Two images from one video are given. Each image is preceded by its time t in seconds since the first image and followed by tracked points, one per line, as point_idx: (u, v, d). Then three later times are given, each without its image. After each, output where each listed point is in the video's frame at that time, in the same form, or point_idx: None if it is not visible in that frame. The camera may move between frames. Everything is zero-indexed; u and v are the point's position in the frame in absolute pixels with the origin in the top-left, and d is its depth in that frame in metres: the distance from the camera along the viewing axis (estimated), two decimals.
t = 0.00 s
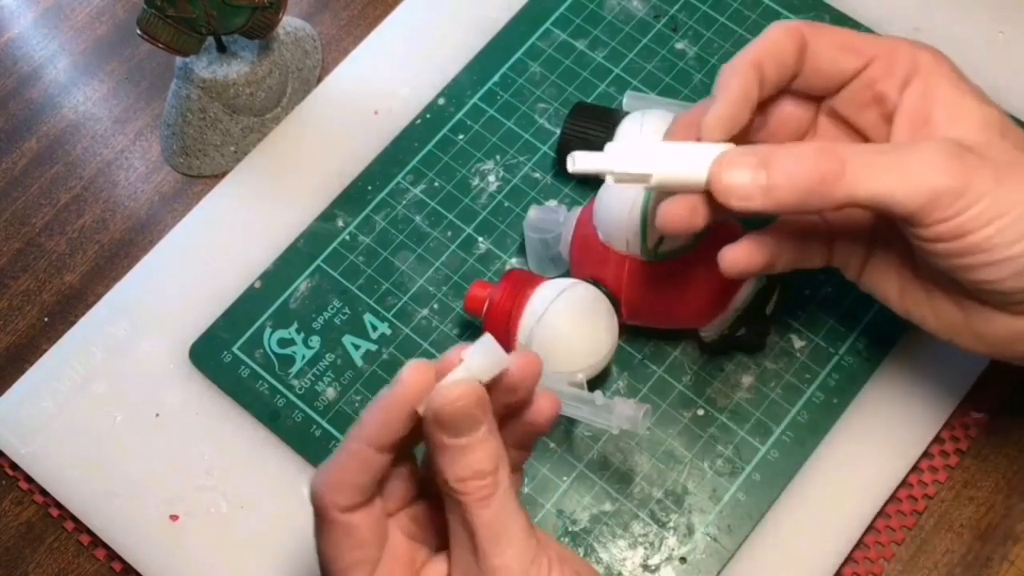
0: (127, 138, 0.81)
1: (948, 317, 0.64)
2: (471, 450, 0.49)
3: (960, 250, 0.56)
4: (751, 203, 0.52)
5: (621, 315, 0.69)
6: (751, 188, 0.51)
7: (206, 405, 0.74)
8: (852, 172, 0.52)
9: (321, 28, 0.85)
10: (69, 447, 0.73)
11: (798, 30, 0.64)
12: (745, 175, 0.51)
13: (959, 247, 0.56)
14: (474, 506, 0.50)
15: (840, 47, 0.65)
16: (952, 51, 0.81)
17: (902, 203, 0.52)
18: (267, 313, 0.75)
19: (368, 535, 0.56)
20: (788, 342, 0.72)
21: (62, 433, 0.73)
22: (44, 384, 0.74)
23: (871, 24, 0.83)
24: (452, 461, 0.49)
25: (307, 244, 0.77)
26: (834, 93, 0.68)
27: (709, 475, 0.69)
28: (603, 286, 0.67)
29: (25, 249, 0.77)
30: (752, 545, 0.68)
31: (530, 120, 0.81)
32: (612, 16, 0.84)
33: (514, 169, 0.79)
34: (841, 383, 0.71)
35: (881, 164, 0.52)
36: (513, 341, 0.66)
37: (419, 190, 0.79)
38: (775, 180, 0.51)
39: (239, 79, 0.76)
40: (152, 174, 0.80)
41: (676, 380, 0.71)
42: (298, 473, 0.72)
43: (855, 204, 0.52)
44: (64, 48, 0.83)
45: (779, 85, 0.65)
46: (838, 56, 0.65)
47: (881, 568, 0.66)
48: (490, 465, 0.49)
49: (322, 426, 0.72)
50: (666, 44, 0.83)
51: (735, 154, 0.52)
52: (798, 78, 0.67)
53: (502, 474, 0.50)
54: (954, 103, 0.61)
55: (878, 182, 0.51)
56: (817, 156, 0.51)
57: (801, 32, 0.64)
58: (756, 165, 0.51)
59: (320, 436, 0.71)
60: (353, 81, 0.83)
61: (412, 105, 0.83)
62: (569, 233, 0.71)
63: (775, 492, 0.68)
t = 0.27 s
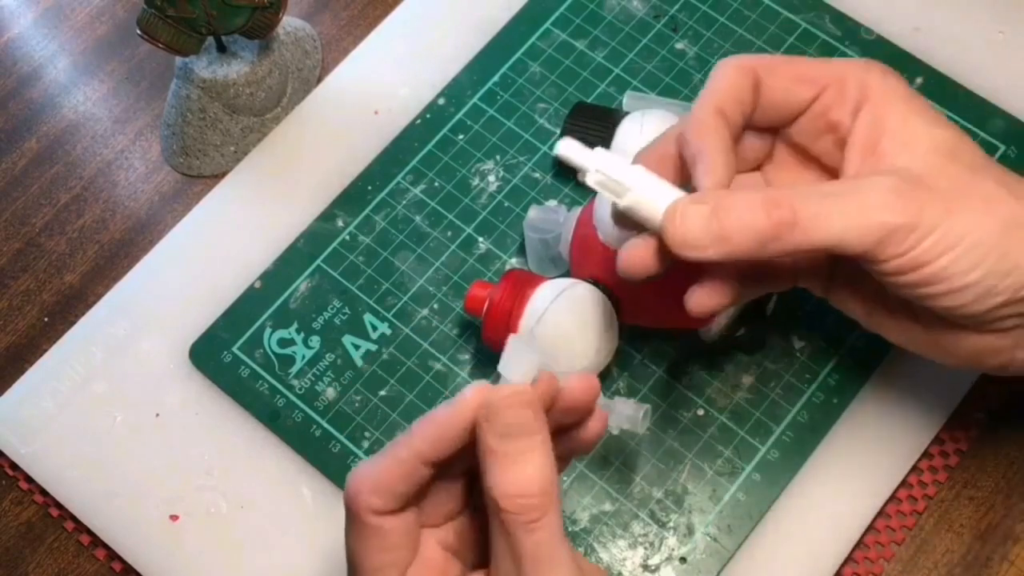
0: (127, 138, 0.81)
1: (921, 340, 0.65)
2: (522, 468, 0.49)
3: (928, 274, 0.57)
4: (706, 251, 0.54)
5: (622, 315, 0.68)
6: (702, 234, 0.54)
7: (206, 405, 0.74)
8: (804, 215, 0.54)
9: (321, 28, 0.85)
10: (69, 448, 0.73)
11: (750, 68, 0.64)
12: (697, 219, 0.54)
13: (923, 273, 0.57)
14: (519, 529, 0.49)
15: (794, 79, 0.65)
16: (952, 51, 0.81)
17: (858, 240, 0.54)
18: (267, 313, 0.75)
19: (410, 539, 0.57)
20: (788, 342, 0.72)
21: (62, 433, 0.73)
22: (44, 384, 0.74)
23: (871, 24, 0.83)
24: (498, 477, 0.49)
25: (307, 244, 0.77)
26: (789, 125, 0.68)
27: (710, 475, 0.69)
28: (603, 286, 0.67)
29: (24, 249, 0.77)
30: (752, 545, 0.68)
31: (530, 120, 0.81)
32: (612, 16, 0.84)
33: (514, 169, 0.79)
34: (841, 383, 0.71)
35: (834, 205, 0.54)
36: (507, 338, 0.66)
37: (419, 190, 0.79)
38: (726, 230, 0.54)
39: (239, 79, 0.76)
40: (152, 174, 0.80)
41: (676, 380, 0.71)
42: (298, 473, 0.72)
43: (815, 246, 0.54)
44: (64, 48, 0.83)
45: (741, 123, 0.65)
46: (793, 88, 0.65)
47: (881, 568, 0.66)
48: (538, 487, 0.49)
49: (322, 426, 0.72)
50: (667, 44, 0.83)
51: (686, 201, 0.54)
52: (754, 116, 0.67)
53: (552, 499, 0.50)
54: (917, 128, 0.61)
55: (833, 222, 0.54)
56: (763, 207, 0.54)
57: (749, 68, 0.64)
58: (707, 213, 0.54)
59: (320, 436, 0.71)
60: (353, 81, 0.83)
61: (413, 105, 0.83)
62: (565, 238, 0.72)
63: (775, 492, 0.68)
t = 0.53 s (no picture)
0: (127, 138, 0.81)
1: (918, 349, 0.65)
2: (536, 453, 0.53)
3: (924, 280, 0.57)
4: (687, 235, 0.55)
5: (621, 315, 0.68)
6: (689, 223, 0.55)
7: (206, 405, 0.74)
8: (786, 212, 0.55)
9: (321, 28, 0.85)
10: (69, 448, 0.73)
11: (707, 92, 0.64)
12: (686, 208, 0.55)
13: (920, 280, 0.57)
14: (531, 506, 0.53)
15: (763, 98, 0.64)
16: (953, 51, 0.81)
17: (842, 236, 0.56)
18: (267, 312, 0.75)
19: (410, 545, 0.57)
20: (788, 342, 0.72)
21: (62, 433, 0.73)
22: (44, 385, 0.74)
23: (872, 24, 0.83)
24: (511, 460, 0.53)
25: (307, 244, 0.77)
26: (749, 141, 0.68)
27: (710, 475, 0.69)
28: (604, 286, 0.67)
29: (24, 249, 0.77)
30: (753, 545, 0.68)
31: (530, 120, 0.81)
32: (612, 16, 0.84)
33: (514, 169, 0.79)
34: (841, 383, 0.70)
35: (815, 201, 0.56)
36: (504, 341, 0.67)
37: (419, 190, 0.79)
38: (710, 222, 0.55)
39: (239, 79, 0.76)
40: (152, 174, 0.80)
41: (676, 380, 0.71)
42: (298, 473, 0.72)
43: (794, 235, 0.55)
44: (64, 48, 0.83)
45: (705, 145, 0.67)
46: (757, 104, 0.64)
47: (880, 568, 0.66)
48: (550, 467, 0.53)
49: (322, 426, 0.72)
50: (667, 44, 0.83)
51: (674, 192, 0.56)
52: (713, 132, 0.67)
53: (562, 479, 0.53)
54: (904, 137, 0.61)
55: (815, 213, 0.55)
56: (749, 203, 0.56)
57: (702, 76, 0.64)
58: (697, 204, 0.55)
59: (320, 436, 0.71)
60: (353, 80, 0.83)
61: (413, 105, 0.83)
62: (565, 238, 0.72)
63: (775, 492, 0.68)
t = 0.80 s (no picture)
0: (127, 138, 0.81)
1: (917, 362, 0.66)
2: (575, 427, 0.54)
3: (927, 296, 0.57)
4: (686, 265, 0.55)
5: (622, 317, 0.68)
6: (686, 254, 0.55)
7: (207, 405, 0.74)
8: (784, 237, 0.55)
9: (321, 28, 0.85)
10: (69, 448, 0.73)
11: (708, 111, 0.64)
12: (685, 237, 0.55)
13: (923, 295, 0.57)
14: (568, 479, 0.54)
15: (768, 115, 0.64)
16: (953, 51, 0.81)
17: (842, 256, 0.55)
18: (267, 312, 0.75)
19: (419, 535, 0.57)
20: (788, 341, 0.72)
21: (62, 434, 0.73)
22: (44, 385, 0.74)
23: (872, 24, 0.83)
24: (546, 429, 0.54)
25: (307, 244, 0.77)
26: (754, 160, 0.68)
27: (711, 475, 0.69)
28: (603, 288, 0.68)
29: (24, 249, 0.77)
30: (754, 545, 0.68)
31: (530, 120, 0.81)
32: (612, 16, 0.84)
33: (514, 169, 0.79)
34: (841, 383, 0.70)
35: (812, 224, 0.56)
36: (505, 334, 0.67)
37: (419, 190, 0.79)
38: (710, 252, 0.55)
39: (239, 79, 0.76)
40: (153, 174, 0.80)
41: (676, 379, 0.71)
42: (298, 473, 0.72)
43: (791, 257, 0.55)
44: (64, 48, 0.83)
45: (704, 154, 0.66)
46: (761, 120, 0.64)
47: (881, 568, 0.66)
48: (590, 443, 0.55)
49: (322, 426, 0.72)
50: (667, 43, 0.83)
51: (672, 219, 0.56)
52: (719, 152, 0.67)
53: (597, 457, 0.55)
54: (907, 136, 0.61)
55: (812, 236, 0.55)
56: (748, 230, 0.56)
57: (703, 103, 0.64)
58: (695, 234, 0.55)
59: (320, 436, 0.71)
60: (353, 80, 0.83)
61: (413, 105, 0.83)
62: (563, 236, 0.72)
63: (775, 491, 0.68)
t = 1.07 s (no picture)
0: (127, 138, 0.81)
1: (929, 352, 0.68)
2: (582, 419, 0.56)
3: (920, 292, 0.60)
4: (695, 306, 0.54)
5: (621, 315, 0.68)
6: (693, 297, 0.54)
7: (207, 405, 0.74)
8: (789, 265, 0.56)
9: (321, 28, 0.85)
10: (69, 448, 0.73)
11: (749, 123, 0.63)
12: (694, 282, 0.54)
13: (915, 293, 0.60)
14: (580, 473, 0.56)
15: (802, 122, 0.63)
16: (952, 52, 0.82)
17: (843, 279, 0.57)
18: (267, 312, 0.75)
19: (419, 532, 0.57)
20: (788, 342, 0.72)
21: (62, 433, 0.73)
22: (44, 385, 0.74)
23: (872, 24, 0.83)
24: (553, 421, 0.56)
25: (307, 244, 0.77)
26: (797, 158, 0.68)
27: (711, 475, 0.69)
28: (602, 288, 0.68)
29: (24, 249, 0.77)
30: (752, 545, 0.68)
31: (530, 120, 0.81)
32: (612, 16, 0.84)
33: (514, 169, 0.79)
34: (840, 383, 0.71)
35: (815, 249, 0.57)
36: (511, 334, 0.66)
37: (419, 190, 0.79)
38: (717, 298, 0.54)
39: (239, 79, 0.76)
40: (152, 174, 0.80)
41: (676, 380, 0.71)
42: (298, 473, 0.72)
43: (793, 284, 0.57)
44: (64, 48, 0.83)
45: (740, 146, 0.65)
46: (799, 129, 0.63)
47: (881, 568, 0.66)
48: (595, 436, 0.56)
49: (322, 426, 0.72)
50: (667, 43, 0.83)
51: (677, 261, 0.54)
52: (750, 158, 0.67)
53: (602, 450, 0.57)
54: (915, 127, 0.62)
55: (816, 262, 0.57)
56: (751, 263, 0.55)
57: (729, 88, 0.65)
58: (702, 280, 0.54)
59: (320, 436, 0.71)
60: (353, 80, 0.83)
61: (413, 105, 0.83)
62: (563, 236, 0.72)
63: (776, 490, 0.68)
